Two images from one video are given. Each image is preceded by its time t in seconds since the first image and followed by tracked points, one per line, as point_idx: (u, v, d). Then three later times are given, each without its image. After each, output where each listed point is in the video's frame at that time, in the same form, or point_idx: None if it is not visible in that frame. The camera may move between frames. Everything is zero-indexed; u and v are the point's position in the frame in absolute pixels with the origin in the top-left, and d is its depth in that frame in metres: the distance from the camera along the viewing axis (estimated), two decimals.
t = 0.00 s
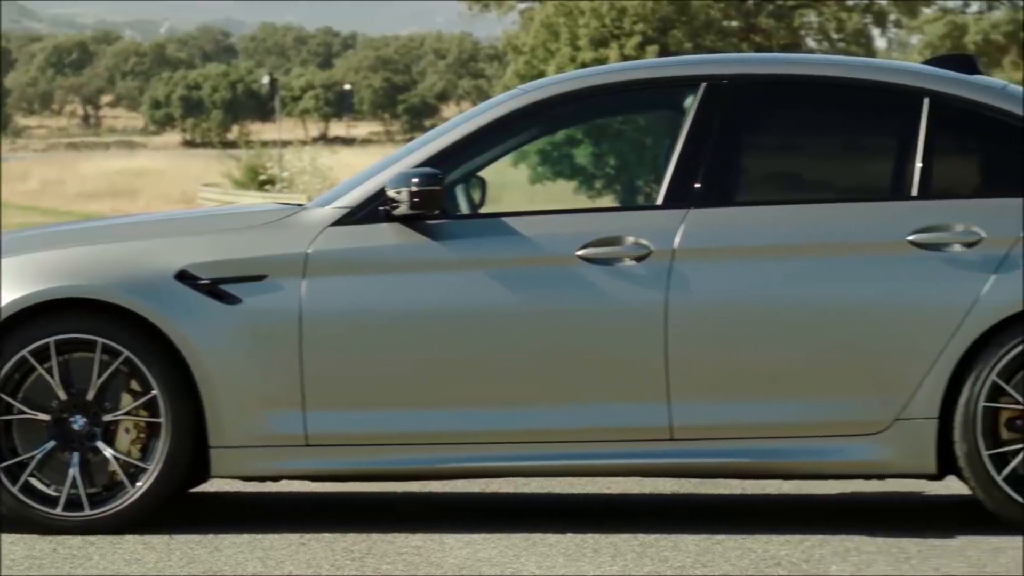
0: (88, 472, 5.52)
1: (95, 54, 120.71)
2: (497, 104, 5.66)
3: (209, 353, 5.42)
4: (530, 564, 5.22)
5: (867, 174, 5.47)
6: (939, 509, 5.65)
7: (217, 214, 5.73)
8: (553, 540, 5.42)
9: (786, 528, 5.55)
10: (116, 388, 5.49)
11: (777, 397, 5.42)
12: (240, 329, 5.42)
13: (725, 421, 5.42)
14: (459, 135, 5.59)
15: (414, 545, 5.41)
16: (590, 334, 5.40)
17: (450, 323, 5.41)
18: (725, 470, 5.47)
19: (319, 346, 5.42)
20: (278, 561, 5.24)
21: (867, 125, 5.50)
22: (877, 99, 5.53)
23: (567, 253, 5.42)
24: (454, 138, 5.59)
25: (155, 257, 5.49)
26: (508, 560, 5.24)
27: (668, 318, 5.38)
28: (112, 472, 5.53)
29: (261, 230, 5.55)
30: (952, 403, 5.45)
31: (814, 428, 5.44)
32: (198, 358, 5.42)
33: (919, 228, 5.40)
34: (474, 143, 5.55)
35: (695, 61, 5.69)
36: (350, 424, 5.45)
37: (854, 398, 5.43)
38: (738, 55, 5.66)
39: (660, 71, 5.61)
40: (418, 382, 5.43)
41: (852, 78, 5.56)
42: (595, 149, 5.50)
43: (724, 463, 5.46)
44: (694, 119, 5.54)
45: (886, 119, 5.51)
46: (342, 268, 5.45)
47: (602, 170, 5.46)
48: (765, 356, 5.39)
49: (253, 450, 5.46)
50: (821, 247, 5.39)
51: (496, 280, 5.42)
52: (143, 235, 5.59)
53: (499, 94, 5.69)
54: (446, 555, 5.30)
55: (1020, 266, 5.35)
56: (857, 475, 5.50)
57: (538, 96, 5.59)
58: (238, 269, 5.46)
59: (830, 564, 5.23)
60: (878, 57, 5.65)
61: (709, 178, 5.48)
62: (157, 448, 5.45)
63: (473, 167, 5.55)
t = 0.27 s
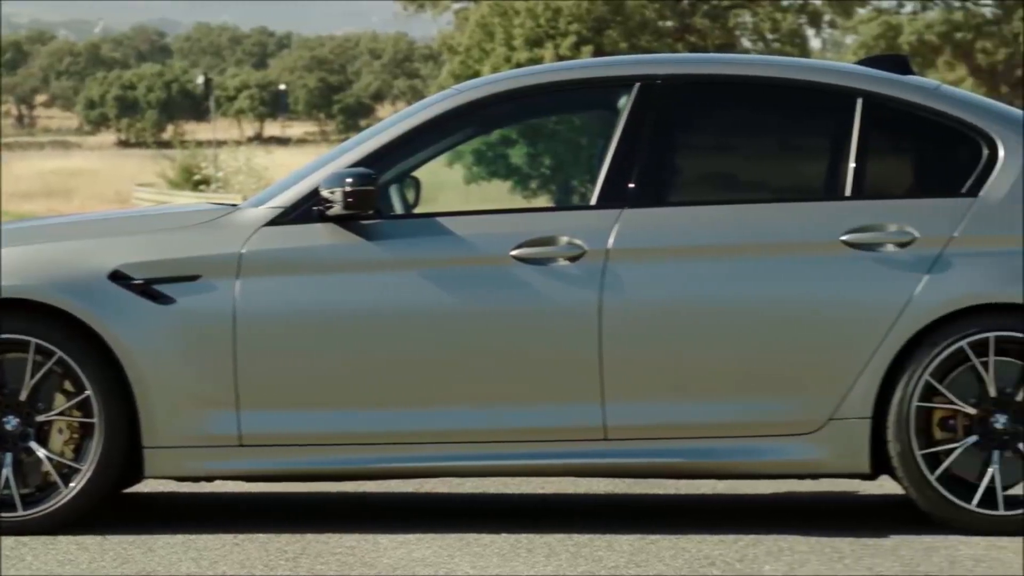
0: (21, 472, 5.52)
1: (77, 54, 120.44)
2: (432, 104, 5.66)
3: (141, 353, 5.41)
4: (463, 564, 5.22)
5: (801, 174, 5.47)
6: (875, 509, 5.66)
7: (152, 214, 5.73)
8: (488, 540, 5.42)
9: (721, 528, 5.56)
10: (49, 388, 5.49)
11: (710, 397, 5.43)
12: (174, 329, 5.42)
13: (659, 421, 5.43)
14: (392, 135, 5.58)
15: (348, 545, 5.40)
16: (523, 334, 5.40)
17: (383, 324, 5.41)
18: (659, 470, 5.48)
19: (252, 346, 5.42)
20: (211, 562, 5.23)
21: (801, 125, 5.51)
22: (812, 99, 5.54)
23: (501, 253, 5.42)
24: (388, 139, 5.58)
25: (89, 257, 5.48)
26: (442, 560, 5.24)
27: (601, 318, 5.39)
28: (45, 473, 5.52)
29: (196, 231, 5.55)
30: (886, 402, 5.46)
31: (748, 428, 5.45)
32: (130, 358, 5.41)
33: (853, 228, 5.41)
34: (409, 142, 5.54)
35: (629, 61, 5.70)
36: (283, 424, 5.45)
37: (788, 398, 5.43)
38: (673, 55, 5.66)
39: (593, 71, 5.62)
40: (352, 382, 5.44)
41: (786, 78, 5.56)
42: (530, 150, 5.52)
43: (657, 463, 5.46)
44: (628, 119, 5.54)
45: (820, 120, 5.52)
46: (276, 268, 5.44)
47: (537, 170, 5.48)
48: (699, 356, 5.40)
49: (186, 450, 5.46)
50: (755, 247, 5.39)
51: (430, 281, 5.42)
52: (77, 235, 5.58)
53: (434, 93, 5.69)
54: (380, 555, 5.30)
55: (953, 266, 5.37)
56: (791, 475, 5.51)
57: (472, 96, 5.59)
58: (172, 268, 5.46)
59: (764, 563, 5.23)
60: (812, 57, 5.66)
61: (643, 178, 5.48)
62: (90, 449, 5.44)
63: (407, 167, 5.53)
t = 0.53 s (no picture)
0: None
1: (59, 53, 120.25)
2: (374, 104, 5.64)
3: (84, 354, 5.41)
4: (407, 564, 5.22)
5: (743, 175, 5.48)
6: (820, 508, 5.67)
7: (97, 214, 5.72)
8: (431, 540, 5.43)
9: (665, 528, 5.57)
10: None
11: (653, 397, 5.44)
12: (117, 329, 5.41)
13: (602, 421, 5.44)
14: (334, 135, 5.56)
15: (292, 546, 5.40)
16: (467, 334, 5.40)
17: (327, 324, 5.41)
18: (602, 470, 5.48)
19: (195, 347, 5.42)
20: (154, 562, 5.22)
21: (744, 125, 5.52)
22: (754, 99, 5.55)
23: (445, 254, 5.42)
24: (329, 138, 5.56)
25: (32, 257, 5.47)
26: (385, 560, 5.24)
27: (544, 318, 5.39)
28: None
29: (139, 231, 5.54)
30: (829, 402, 5.47)
31: (691, 428, 5.45)
32: (73, 359, 5.41)
33: (795, 228, 5.41)
34: (353, 142, 5.53)
35: (571, 61, 5.70)
36: (227, 425, 5.45)
37: (731, 398, 5.44)
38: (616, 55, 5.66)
39: (535, 71, 5.63)
40: (296, 382, 5.44)
41: (727, 79, 5.58)
42: (474, 150, 5.51)
43: (600, 463, 5.46)
44: (571, 119, 5.54)
45: (762, 120, 5.53)
46: (220, 268, 5.44)
47: (481, 170, 5.48)
48: (642, 356, 5.41)
49: (129, 451, 5.46)
50: (698, 248, 5.40)
51: (373, 281, 5.42)
52: (21, 235, 5.57)
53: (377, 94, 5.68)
54: (324, 556, 5.30)
55: (895, 266, 5.38)
56: (735, 475, 5.51)
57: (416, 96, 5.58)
58: (116, 269, 5.45)
59: (707, 563, 5.24)
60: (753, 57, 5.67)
61: (587, 178, 5.48)
62: (33, 449, 5.45)
63: (350, 167, 5.52)
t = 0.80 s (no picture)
0: None
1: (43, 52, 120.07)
2: (317, 104, 5.62)
3: (25, 353, 5.39)
4: (349, 564, 5.22)
5: (686, 174, 5.49)
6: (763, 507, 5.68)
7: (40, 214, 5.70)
8: (373, 540, 5.43)
9: (608, 529, 5.57)
10: None
11: (595, 397, 5.44)
12: (59, 330, 5.40)
13: (545, 421, 5.43)
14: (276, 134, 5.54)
15: (234, 546, 5.39)
16: (409, 334, 5.40)
17: (269, 324, 5.41)
18: (544, 471, 5.47)
19: (137, 347, 5.41)
20: (96, 563, 5.19)
21: (686, 125, 5.53)
22: (696, 99, 5.56)
23: (387, 254, 5.42)
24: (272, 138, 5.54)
25: None
26: (327, 560, 5.24)
27: (486, 318, 5.39)
28: None
29: (81, 231, 5.52)
30: (771, 402, 5.47)
31: (633, 428, 5.45)
32: (14, 359, 5.39)
33: (737, 228, 5.42)
34: (295, 142, 5.52)
35: (515, 61, 5.70)
36: (168, 425, 5.44)
37: (673, 397, 5.44)
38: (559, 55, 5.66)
39: (478, 71, 5.62)
40: (239, 382, 5.43)
41: (669, 78, 5.58)
42: (417, 150, 5.51)
43: (543, 464, 5.46)
44: (513, 119, 5.54)
45: (704, 119, 5.53)
46: (162, 268, 5.43)
47: (424, 169, 5.45)
48: (585, 356, 5.41)
49: (71, 451, 5.45)
50: (639, 248, 5.40)
51: (316, 281, 5.42)
52: None
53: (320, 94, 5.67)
54: (266, 556, 5.29)
55: (837, 266, 5.39)
56: (677, 476, 5.51)
57: (359, 96, 5.57)
58: (58, 269, 5.43)
59: (649, 563, 5.24)
60: (696, 57, 5.67)
61: (529, 178, 5.48)
62: None
63: (292, 167, 5.51)
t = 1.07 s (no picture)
0: None
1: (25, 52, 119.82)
2: (252, 104, 5.62)
3: None
4: (284, 564, 5.21)
5: (620, 175, 5.50)
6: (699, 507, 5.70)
7: None
8: (308, 540, 5.43)
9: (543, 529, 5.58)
10: None
11: (530, 397, 5.44)
12: None
13: (480, 421, 5.43)
14: (211, 134, 5.53)
15: (168, 547, 5.38)
16: (343, 334, 5.40)
17: (204, 324, 5.40)
18: (480, 470, 5.46)
19: (72, 347, 5.40)
20: (29, 564, 5.16)
21: (621, 126, 5.54)
22: (631, 99, 5.57)
23: (322, 254, 5.41)
24: (207, 138, 5.53)
25: None
26: (261, 561, 5.23)
27: (421, 318, 5.39)
28: None
29: (15, 231, 5.51)
30: (706, 402, 5.48)
31: (568, 428, 5.45)
32: None
33: (672, 228, 5.42)
34: (230, 142, 5.51)
35: (451, 61, 5.70)
36: (102, 426, 5.43)
37: (608, 397, 5.45)
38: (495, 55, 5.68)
39: (414, 71, 5.63)
40: (173, 383, 5.42)
41: (604, 78, 5.60)
42: (353, 150, 5.51)
43: (478, 464, 5.45)
44: (448, 118, 5.54)
45: (639, 119, 5.55)
46: (97, 268, 5.42)
47: (359, 169, 5.46)
48: (519, 355, 5.41)
49: (5, 451, 5.44)
50: (574, 247, 5.40)
51: (251, 281, 5.41)
52: None
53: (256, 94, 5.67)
54: (200, 557, 5.28)
55: (771, 266, 5.39)
56: (613, 475, 5.51)
57: (295, 95, 5.56)
58: None
59: (584, 563, 5.23)
60: (631, 58, 5.71)
61: (464, 179, 5.49)
62: None
63: (227, 167, 5.50)
